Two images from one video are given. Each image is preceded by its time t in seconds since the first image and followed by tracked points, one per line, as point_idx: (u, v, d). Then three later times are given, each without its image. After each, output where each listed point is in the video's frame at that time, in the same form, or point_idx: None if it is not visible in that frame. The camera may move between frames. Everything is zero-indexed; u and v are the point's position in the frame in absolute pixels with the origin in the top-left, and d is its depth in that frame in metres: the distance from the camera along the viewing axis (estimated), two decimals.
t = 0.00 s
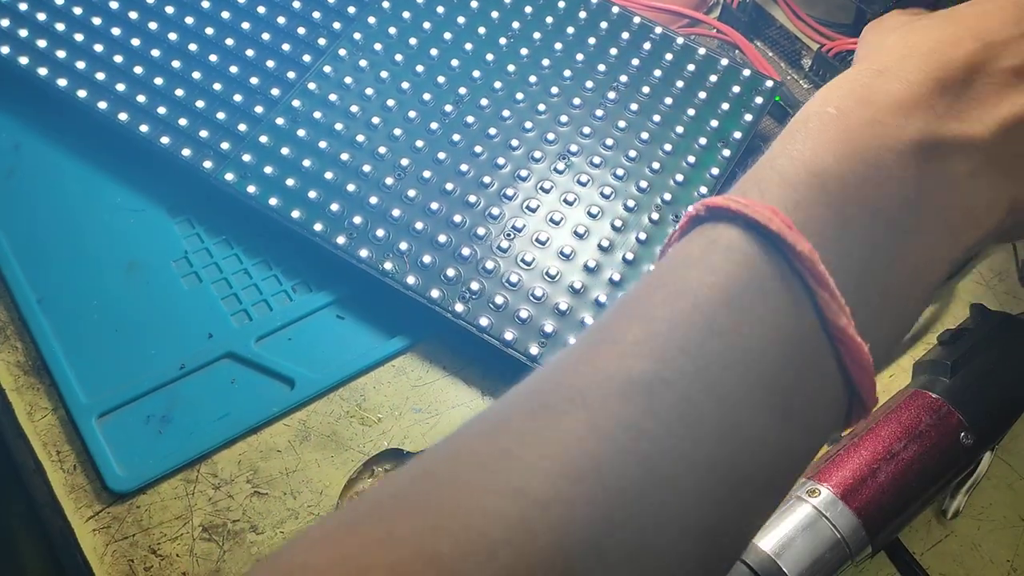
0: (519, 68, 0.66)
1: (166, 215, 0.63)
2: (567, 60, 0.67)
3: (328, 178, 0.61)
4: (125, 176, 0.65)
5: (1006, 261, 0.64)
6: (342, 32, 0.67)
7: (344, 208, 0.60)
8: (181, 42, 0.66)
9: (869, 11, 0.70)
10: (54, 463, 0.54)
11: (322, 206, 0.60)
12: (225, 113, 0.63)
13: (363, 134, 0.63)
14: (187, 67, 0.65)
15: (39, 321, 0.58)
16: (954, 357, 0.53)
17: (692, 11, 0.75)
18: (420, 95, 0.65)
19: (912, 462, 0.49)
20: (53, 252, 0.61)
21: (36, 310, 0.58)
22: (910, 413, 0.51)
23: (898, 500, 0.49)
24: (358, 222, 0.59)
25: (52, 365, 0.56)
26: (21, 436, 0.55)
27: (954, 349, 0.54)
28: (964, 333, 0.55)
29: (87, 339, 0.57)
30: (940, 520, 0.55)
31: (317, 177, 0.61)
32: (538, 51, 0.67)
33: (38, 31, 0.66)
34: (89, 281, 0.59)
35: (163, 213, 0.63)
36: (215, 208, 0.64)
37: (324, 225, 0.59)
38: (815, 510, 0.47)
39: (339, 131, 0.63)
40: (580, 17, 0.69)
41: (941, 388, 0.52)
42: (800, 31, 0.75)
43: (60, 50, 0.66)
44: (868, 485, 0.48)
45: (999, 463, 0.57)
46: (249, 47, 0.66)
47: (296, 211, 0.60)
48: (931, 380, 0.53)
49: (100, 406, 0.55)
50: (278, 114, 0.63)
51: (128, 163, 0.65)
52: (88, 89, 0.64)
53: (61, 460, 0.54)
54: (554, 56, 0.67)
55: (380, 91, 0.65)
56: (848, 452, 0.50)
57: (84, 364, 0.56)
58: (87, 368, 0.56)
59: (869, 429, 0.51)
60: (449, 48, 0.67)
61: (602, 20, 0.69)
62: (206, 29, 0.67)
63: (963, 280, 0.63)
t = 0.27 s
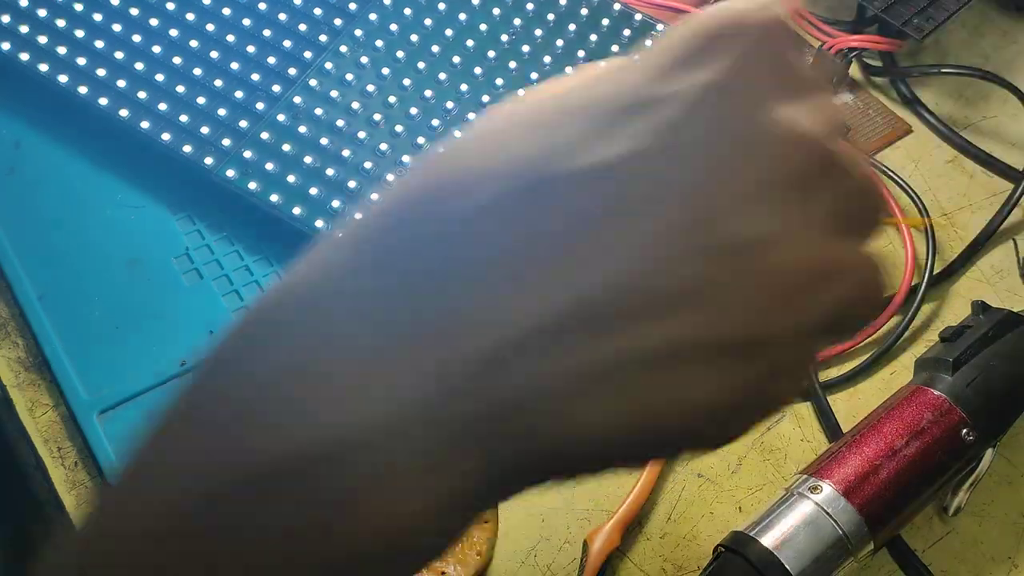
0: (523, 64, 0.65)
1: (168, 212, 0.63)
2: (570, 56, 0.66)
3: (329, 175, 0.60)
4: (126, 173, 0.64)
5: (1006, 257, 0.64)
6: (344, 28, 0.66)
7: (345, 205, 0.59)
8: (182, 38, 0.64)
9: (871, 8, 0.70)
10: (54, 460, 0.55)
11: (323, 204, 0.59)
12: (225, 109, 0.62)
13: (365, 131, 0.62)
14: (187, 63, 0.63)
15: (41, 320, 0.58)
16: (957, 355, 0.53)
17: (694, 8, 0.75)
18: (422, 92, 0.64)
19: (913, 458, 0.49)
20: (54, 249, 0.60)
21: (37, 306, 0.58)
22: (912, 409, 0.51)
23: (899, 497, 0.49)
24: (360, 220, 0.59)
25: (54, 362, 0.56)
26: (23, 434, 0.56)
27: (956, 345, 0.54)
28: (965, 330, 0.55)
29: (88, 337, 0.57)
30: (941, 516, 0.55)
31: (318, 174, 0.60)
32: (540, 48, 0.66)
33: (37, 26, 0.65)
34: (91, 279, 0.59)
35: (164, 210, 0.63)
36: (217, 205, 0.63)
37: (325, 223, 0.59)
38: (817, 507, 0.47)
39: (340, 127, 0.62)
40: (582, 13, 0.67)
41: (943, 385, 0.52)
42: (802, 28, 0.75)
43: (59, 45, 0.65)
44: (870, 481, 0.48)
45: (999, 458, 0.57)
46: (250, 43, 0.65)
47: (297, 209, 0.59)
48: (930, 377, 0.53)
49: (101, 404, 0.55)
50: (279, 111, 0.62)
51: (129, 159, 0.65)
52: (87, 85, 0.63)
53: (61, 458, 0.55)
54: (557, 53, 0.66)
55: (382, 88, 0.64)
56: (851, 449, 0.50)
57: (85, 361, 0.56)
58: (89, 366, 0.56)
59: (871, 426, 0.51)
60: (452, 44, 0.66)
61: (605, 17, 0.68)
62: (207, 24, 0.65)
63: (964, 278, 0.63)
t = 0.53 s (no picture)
0: (520, 63, 0.66)
1: (166, 210, 0.63)
2: (568, 56, 0.67)
3: (329, 173, 0.61)
4: (124, 170, 0.64)
5: (1007, 255, 0.64)
6: (342, 28, 0.67)
7: (345, 202, 0.60)
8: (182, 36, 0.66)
9: (870, 7, 0.70)
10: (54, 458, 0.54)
11: (323, 202, 0.60)
12: (225, 108, 0.63)
13: (364, 129, 0.63)
14: (187, 62, 0.65)
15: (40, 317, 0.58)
16: (956, 354, 0.53)
17: (693, 7, 0.74)
18: (420, 91, 0.65)
19: (912, 457, 0.49)
20: (53, 247, 0.60)
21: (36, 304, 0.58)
22: (912, 408, 0.51)
23: (899, 496, 0.49)
24: (359, 218, 0.59)
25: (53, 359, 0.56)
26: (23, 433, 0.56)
27: (956, 344, 0.54)
28: (965, 328, 0.55)
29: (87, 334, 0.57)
30: (940, 515, 0.55)
31: (317, 172, 0.61)
32: (539, 47, 0.67)
33: (38, 25, 0.66)
34: (90, 278, 0.59)
35: (163, 208, 0.63)
36: (216, 202, 0.63)
37: (325, 220, 0.59)
38: (817, 505, 0.48)
39: (340, 126, 0.63)
40: (581, 12, 0.68)
41: (943, 383, 0.52)
42: (801, 27, 0.75)
43: (59, 44, 0.65)
44: (870, 480, 0.48)
45: (997, 457, 0.57)
46: (249, 42, 0.66)
47: (297, 206, 0.60)
48: (930, 375, 0.53)
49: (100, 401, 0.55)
50: (278, 109, 0.63)
51: (128, 157, 0.65)
52: (87, 83, 0.64)
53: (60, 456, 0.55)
54: (554, 52, 0.67)
55: (380, 86, 0.65)
56: (851, 447, 0.50)
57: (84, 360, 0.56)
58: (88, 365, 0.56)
59: (870, 425, 0.51)
60: (450, 43, 0.67)
61: (603, 16, 0.68)
62: (207, 24, 0.66)
63: (964, 276, 0.63)
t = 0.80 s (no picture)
0: (518, 63, 0.66)
1: (164, 210, 0.63)
2: (566, 55, 0.67)
3: (326, 172, 0.61)
4: (123, 170, 0.64)
5: (1005, 255, 0.64)
6: (340, 27, 0.67)
7: (342, 201, 0.60)
8: (180, 36, 0.66)
9: (868, 7, 0.70)
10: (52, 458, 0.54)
11: (320, 201, 0.60)
12: (223, 107, 0.63)
13: (361, 128, 0.63)
14: (185, 61, 0.65)
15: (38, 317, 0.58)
16: (954, 354, 0.53)
17: (692, 6, 0.74)
18: (419, 90, 0.65)
19: (910, 456, 0.49)
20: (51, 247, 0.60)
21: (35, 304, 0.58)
22: (909, 407, 0.51)
23: (896, 496, 0.49)
24: (357, 217, 0.59)
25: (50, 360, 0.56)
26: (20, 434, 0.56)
27: (954, 344, 0.54)
28: (962, 328, 0.55)
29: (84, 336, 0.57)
30: (937, 515, 0.55)
31: (315, 171, 0.61)
32: (537, 46, 0.67)
33: (36, 24, 0.66)
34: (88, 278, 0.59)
35: (161, 208, 0.63)
36: (215, 202, 0.63)
37: (323, 219, 0.59)
38: (814, 504, 0.48)
39: (338, 125, 0.63)
40: (579, 11, 0.68)
41: (940, 383, 0.52)
42: (799, 26, 0.75)
43: (58, 43, 0.65)
44: (867, 479, 0.48)
45: (995, 456, 0.57)
46: (247, 41, 0.66)
47: (295, 206, 0.60)
48: (928, 375, 0.53)
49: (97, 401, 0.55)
50: (276, 108, 0.63)
51: (126, 157, 0.65)
52: (86, 83, 0.64)
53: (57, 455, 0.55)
54: (552, 51, 0.67)
55: (379, 85, 0.65)
56: (848, 446, 0.50)
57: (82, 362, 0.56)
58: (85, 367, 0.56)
59: (868, 424, 0.51)
60: (448, 42, 0.67)
61: (601, 15, 0.68)
62: (205, 23, 0.66)
63: (961, 275, 0.63)
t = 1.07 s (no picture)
0: (519, 61, 0.66)
1: (165, 208, 0.63)
2: (567, 53, 0.66)
3: (327, 170, 0.61)
4: (123, 169, 0.64)
5: (1006, 253, 0.64)
6: (341, 25, 0.67)
7: (343, 200, 0.60)
8: (180, 34, 0.66)
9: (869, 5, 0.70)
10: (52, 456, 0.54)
11: (321, 199, 0.60)
12: (223, 105, 0.63)
13: (362, 127, 0.63)
14: (185, 59, 0.65)
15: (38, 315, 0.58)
16: (956, 352, 0.53)
17: (693, 4, 0.74)
18: (420, 88, 0.64)
19: (911, 455, 0.49)
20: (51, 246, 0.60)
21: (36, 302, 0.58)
22: (911, 406, 0.51)
23: (898, 494, 0.49)
24: (358, 215, 0.59)
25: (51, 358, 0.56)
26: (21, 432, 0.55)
27: (956, 341, 0.54)
28: (964, 326, 0.55)
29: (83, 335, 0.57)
30: (939, 514, 0.55)
31: (316, 170, 0.61)
32: (538, 44, 0.67)
33: (36, 22, 0.66)
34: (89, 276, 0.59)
35: (161, 206, 0.63)
36: (216, 200, 0.63)
37: (324, 218, 0.59)
38: (816, 503, 0.48)
39: (338, 123, 0.63)
40: (580, 9, 0.68)
41: (942, 381, 0.52)
42: (800, 25, 0.75)
43: (58, 41, 0.65)
44: (869, 478, 0.48)
45: (997, 454, 0.57)
46: (248, 39, 0.66)
47: (295, 204, 0.60)
48: (930, 373, 0.53)
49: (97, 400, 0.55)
50: (277, 106, 0.63)
51: (127, 156, 0.65)
52: (86, 81, 0.64)
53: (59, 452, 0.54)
54: (553, 49, 0.67)
55: (379, 84, 0.65)
56: (850, 445, 0.50)
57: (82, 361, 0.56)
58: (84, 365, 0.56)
59: (870, 423, 0.51)
60: (449, 40, 0.67)
61: (602, 13, 0.68)
62: (205, 21, 0.66)
63: (963, 274, 0.63)
